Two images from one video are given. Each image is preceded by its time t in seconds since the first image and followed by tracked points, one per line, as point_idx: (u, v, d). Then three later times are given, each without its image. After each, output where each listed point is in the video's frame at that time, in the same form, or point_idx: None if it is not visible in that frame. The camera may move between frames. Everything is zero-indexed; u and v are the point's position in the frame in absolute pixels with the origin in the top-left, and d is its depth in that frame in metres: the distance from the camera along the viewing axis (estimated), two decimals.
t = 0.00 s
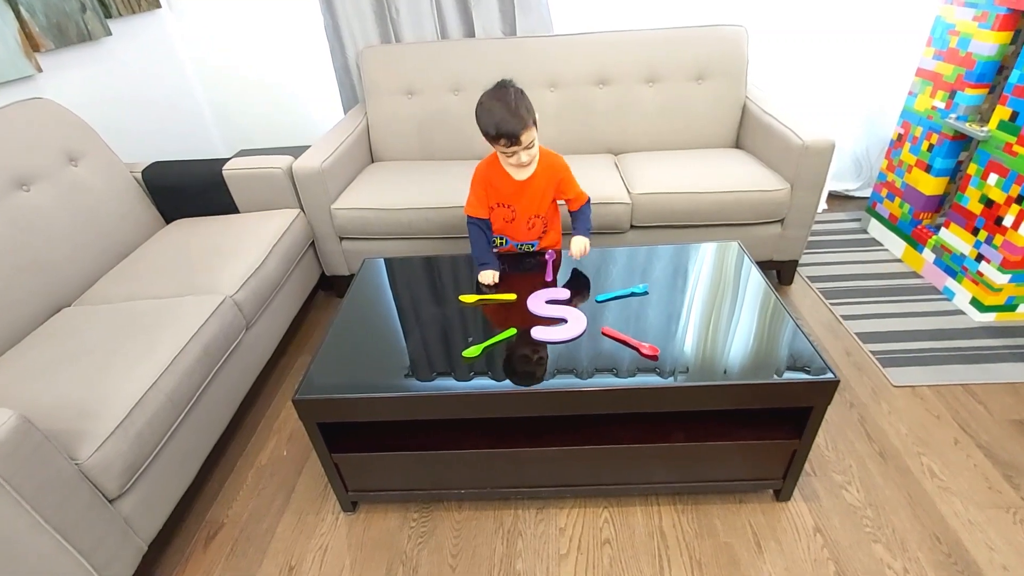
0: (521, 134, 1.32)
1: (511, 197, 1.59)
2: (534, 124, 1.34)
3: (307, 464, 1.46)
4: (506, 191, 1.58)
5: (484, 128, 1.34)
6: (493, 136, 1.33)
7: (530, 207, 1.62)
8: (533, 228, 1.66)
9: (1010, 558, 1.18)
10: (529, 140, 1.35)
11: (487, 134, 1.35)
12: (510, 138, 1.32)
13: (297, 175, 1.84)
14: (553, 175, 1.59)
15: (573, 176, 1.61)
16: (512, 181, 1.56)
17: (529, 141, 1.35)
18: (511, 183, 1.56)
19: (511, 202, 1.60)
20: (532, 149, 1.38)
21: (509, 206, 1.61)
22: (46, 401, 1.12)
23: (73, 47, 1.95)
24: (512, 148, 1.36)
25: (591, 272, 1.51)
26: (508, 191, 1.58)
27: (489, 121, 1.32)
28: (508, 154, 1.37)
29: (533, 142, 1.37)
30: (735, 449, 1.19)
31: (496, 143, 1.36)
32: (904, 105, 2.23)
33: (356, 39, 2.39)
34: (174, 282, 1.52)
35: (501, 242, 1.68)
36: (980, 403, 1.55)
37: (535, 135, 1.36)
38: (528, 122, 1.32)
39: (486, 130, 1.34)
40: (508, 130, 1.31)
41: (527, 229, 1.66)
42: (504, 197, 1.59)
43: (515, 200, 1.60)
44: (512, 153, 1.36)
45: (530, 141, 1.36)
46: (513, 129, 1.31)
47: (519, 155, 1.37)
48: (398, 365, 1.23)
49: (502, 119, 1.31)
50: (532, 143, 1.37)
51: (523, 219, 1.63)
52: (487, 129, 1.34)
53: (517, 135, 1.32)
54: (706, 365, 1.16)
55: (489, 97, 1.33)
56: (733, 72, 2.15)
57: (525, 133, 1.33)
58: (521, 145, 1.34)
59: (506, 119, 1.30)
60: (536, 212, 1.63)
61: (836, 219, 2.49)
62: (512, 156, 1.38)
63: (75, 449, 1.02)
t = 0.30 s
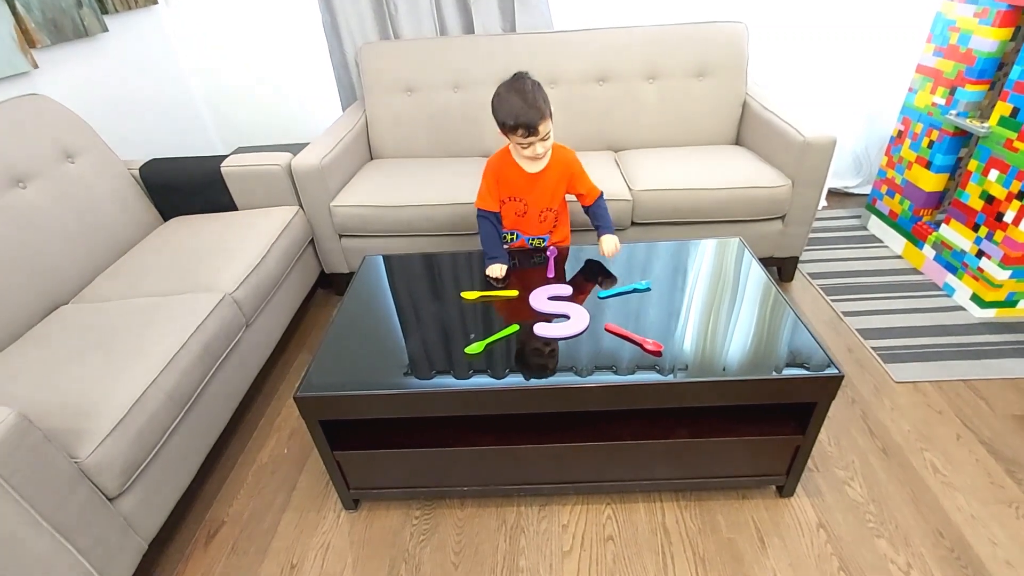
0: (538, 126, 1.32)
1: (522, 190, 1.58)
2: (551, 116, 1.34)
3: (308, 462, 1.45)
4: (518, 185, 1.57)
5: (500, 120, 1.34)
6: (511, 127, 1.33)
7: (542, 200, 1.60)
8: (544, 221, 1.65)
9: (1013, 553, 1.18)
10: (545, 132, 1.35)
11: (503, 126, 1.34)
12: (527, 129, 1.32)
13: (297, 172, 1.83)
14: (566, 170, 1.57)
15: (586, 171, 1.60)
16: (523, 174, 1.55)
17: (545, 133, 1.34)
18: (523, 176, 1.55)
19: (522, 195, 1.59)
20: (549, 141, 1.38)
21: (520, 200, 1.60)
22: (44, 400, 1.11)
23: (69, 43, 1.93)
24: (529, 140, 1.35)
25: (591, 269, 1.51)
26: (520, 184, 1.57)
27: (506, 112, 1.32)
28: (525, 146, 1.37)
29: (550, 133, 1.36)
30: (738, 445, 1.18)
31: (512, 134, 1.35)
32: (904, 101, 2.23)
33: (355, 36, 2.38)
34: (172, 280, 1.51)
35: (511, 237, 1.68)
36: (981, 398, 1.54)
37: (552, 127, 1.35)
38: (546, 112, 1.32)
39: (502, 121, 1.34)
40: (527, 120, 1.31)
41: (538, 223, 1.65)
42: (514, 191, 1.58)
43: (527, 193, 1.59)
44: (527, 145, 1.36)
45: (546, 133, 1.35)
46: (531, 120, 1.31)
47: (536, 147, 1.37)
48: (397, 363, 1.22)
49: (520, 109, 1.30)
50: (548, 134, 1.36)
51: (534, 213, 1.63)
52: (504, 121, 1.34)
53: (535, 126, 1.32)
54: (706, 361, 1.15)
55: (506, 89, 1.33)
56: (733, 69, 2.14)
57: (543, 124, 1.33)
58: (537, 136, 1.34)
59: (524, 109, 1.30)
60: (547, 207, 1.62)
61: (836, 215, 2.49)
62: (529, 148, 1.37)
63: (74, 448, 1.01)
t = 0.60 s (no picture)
0: (548, 112, 1.32)
1: (524, 187, 1.59)
2: (565, 108, 1.33)
3: (307, 464, 1.45)
4: (522, 180, 1.57)
5: (516, 103, 1.35)
6: (522, 110, 1.34)
7: (541, 202, 1.59)
8: (541, 223, 1.64)
9: (1012, 550, 1.18)
10: (556, 123, 1.34)
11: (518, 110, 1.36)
12: (536, 113, 1.31)
13: (295, 173, 1.83)
14: (569, 178, 1.51)
15: (592, 188, 1.49)
16: (527, 170, 1.55)
17: (556, 123, 1.33)
18: (527, 173, 1.55)
19: (523, 191, 1.60)
20: (558, 134, 1.36)
21: (521, 196, 1.61)
22: (42, 402, 1.11)
23: (66, 45, 1.93)
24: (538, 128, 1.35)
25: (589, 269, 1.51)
26: (522, 180, 1.57)
27: (521, 95, 1.33)
28: (534, 132, 1.36)
29: (560, 126, 1.34)
30: (737, 445, 1.18)
31: (524, 120, 1.36)
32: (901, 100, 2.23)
33: (353, 37, 2.38)
34: (170, 281, 1.51)
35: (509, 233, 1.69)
36: (979, 396, 1.55)
37: (564, 119, 1.34)
38: (559, 101, 1.31)
39: (517, 105, 1.35)
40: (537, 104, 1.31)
41: (536, 223, 1.65)
42: (518, 185, 1.60)
43: (528, 191, 1.59)
44: (536, 132, 1.35)
45: (557, 125, 1.34)
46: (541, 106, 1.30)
47: (543, 136, 1.35)
48: (395, 364, 1.22)
49: (534, 93, 1.31)
50: (558, 127, 1.35)
51: (531, 212, 1.63)
52: (519, 106, 1.35)
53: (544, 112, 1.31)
54: (705, 361, 1.15)
55: (528, 75, 1.35)
56: (730, 68, 2.15)
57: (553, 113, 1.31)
58: (546, 124, 1.33)
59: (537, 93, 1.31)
60: (546, 209, 1.60)
61: (834, 214, 2.50)
62: (538, 136, 1.36)
63: (73, 451, 1.01)
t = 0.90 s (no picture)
0: (551, 91, 1.35)
1: (524, 186, 1.58)
2: (566, 91, 1.38)
3: (303, 467, 1.44)
4: (521, 178, 1.57)
5: (518, 86, 1.38)
6: (523, 90, 1.36)
7: (542, 200, 1.60)
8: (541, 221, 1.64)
9: (1007, 548, 1.18)
10: (557, 104, 1.37)
11: (518, 94, 1.39)
12: (538, 92, 1.34)
13: (290, 175, 1.81)
14: (570, 174, 1.55)
15: (591, 181, 1.56)
16: (527, 169, 1.55)
17: (557, 103, 1.37)
18: (528, 170, 1.55)
19: (524, 190, 1.59)
20: (559, 117, 1.39)
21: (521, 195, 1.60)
22: (36, 407, 1.10)
23: (58, 46, 1.91)
24: (539, 109, 1.37)
25: (585, 269, 1.51)
26: (522, 178, 1.57)
27: (524, 76, 1.37)
28: (534, 114, 1.38)
29: (561, 108, 1.38)
30: (735, 445, 1.18)
31: (525, 101, 1.38)
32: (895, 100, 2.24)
33: (348, 38, 2.37)
34: (165, 284, 1.50)
35: (506, 233, 1.68)
36: (974, 395, 1.56)
37: (565, 101, 1.38)
38: (561, 82, 1.36)
39: (519, 87, 1.38)
40: (540, 83, 1.34)
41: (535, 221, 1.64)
42: (517, 183, 1.59)
43: (528, 189, 1.58)
44: (537, 112, 1.37)
45: (559, 106, 1.37)
46: (545, 84, 1.34)
47: (544, 117, 1.38)
48: (391, 365, 1.21)
49: (536, 74, 1.35)
50: (559, 109, 1.38)
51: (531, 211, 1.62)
52: (520, 87, 1.38)
53: (547, 91, 1.34)
54: (702, 361, 1.15)
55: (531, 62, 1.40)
56: (725, 69, 2.15)
57: (556, 92, 1.35)
58: (548, 103, 1.36)
59: (540, 73, 1.35)
60: (546, 207, 1.61)
61: (829, 214, 2.50)
62: (539, 118, 1.38)
63: (67, 457, 1.00)
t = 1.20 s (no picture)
0: (537, 96, 1.34)
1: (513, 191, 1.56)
2: (553, 97, 1.37)
3: (300, 477, 1.43)
4: (511, 183, 1.55)
5: (504, 90, 1.38)
6: (509, 95, 1.36)
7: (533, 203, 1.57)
8: (535, 226, 1.61)
9: (1009, 553, 1.18)
10: (543, 109, 1.37)
11: (505, 98, 1.38)
12: (524, 96, 1.34)
13: (286, 180, 1.80)
14: (560, 174, 1.53)
15: (581, 177, 1.53)
16: (517, 174, 1.53)
17: (543, 109, 1.36)
18: (517, 174, 1.53)
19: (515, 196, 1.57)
20: (544, 122, 1.38)
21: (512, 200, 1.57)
22: (28, 420, 1.08)
23: (50, 51, 1.89)
24: (525, 113, 1.37)
25: (583, 272, 1.51)
26: (511, 183, 1.55)
27: (511, 81, 1.37)
28: (520, 118, 1.37)
29: (546, 113, 1.37)
30: (736, 452, 1.18)
31: (510, 106, 1.38)
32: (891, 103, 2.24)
33: (343, 42, 2.36)
34: (159, 292, 1.48)
35: (500, 239, 1.64)
36: (974, 398, 1.55)
37: (551, 107, 1.37)
38: (547, 87, 1.35)
39: (506, 92, 1.38)
40: (526, 88, 1.34)
41: (529, 227, 1.61)
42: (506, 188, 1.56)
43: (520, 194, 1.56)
44: (523, 117, 1.36)
45: (544, 111, 1.37)
46: (530, 89, 1.34)
47: (530, 122, 1.37)
48: (388, 373, 1.20)
49: (523, 79, 1.35)
50: (545, 114, 1.37)
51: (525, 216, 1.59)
52: (507, 93, 1.38)
53: (533, 95, 1.34)
54: (701, 366, 1.15)
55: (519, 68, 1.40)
56: (722, 72, 2.15)
57: (541, 97, 1.35)
58: (534, 108, 1.35)
59: (526, 79, 1.34)
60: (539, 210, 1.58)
61: (826, 216, 2.50)
62: (524, 122, 1.38)
63: (60, 470, 0.98)
